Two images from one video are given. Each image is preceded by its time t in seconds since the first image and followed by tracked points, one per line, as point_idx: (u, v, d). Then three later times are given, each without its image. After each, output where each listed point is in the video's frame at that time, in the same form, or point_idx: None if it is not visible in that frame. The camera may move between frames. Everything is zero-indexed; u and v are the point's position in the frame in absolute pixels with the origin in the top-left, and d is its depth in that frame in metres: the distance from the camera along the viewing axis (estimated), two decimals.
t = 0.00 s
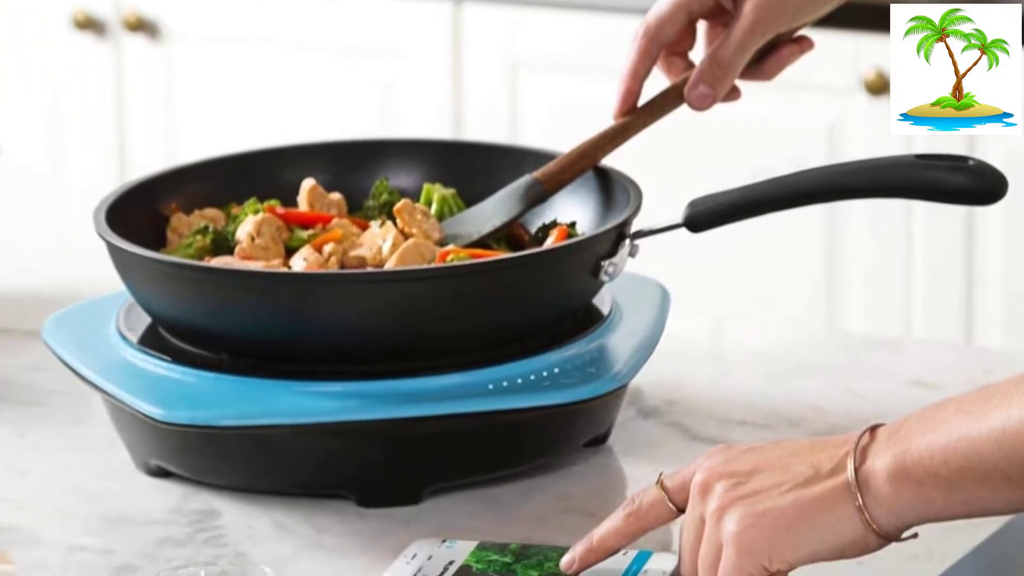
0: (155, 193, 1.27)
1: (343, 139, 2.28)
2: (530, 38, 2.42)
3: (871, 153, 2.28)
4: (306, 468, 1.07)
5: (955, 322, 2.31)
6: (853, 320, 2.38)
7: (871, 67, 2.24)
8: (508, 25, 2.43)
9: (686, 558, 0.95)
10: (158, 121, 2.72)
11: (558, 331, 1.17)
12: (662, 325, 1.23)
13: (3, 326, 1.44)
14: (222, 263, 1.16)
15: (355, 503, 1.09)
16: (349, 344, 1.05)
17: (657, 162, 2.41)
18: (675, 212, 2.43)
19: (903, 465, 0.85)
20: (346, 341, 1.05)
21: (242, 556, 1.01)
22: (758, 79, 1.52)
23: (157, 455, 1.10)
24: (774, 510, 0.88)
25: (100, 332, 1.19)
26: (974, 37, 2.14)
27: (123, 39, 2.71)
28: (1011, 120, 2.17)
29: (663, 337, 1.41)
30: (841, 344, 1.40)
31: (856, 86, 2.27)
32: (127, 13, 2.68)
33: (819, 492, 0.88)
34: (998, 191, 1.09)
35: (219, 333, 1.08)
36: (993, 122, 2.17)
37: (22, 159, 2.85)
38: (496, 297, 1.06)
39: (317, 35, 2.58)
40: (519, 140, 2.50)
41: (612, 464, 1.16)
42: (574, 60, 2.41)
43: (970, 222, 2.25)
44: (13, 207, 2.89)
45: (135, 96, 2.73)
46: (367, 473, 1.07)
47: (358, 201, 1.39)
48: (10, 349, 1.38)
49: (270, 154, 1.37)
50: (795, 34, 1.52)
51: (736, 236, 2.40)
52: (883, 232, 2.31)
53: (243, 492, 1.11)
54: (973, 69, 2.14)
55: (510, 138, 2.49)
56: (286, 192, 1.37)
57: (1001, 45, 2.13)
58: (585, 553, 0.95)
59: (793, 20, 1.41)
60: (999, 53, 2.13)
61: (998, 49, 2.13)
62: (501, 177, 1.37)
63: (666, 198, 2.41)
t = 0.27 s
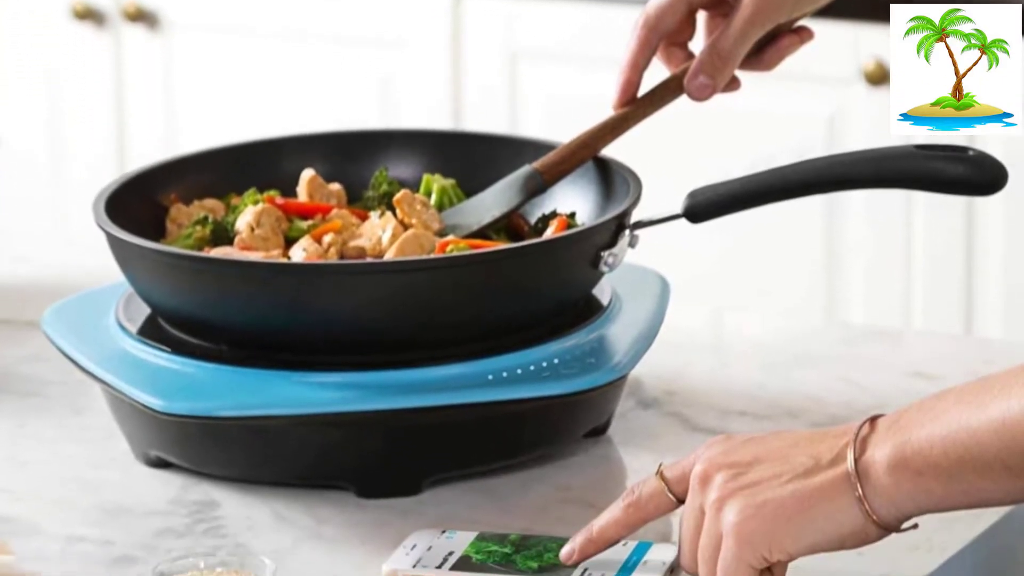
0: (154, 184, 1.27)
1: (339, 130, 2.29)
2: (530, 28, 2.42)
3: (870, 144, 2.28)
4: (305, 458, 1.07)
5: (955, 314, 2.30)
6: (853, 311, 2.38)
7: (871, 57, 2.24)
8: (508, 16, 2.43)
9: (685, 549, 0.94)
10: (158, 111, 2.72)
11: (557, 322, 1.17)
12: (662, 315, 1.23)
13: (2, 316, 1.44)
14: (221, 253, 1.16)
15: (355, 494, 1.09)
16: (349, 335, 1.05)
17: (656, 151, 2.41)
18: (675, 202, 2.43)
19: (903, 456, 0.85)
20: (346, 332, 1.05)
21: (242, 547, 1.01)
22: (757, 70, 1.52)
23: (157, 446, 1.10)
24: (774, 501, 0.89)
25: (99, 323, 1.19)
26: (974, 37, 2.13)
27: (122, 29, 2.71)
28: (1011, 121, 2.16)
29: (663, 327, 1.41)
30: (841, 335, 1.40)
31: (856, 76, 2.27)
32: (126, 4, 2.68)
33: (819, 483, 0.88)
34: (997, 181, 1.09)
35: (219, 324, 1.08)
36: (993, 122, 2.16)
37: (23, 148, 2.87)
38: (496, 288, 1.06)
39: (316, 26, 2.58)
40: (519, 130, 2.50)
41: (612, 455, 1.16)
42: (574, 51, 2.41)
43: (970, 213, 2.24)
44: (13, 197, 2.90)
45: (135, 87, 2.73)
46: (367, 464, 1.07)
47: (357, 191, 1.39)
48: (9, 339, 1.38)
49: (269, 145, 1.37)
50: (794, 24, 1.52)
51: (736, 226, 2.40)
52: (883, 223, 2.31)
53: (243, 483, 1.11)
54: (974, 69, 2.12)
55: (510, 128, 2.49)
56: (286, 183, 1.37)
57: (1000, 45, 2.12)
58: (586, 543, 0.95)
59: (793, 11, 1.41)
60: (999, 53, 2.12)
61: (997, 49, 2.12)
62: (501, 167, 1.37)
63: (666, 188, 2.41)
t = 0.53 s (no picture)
0: (154, 174, 1.27)
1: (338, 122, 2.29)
2: (530, 19, 2.42)
3: (871, 135, 2.27)
4: (304, 449, 1.07)
5: (955, 305, 2.30)
6: (852, 301, 2.38)
7: (871, 48, 2.24)
8: (509, 7, 2.43)
9: (685, 541, 0.94)
10: (158, 103, 2.72)
11: (556, 313, 1.17)
12: (661, 306, 1.23)
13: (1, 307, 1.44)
14: (221, 244, 1.16)
15: (354, 485, 1.09)
16: (348, 325, 1.05)
17: (656, 142, 2.41)
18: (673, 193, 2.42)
19: (903, 447, 0.85)
20: (345, 322, 1.05)
21: (241, 538, 1.01)
22: (758, 61, 1.51)
23: (156, 437, 1.11)
24: (773, 492, 0.89)
25: (99, 313, 1.19)
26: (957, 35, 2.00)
27: (122, 21, 2.70)
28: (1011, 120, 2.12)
29: (662, 318, 1.41)
30: (841, 326, 1.40)
31: (855, 68, 2.27)
32: None
33: (818, 474, 0.88)
34: (998, 173, 1.09)
35: (218, 315, 1.08)
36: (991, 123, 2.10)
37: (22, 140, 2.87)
38: (495, 279, 1.06)
39: (315, 17, 2.57)
40: (518, 121, 2.50)
41: (611, 446, 1.16)
42: (574, 42, 2.40)
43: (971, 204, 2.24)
44: (13, 189, 2.90)
45: (134, 77, 2.73)
46: (366, 455, 1.07)
47: (357, 181, 1.39)
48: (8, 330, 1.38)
49: (269, 135, 1.36)
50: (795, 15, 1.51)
51: (736, 217, 2.40)
52: (883, 214, 2.31)
53: (241, 474, 1.11)
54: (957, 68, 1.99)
55: (510, 119, 2.49)
56: (285, 173, 1.37)
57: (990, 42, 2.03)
58: (585, 534, 0.95)
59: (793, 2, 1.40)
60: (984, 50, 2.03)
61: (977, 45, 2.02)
62: (502, 158, 1.36)
63: (665, 178, 2.41)
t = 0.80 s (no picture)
0: (153, 166, 1.27)
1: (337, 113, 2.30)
2: (530, 11, 2.42)
3: (871, 127, 2.27)
4: (304, 441, 1.07)
5: (955, 295, 2.29)
6: (851, 293, 2.38)
7: (871, 40, 2.24)
8: None
9: (684, 531, 0.94)
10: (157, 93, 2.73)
11: (556, 304, 1.17)
12: (661, 298, 1.23)
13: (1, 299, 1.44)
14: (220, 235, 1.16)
15: (354, 477, 1.09)
16: (348, 317, 1.05)
17: (656, 134, 2.41)
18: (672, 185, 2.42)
19: (903, 438, 0.85)
20: (345, 313, 1.05)
21: (241, 529, 1.01)
22: (758, 52, 1.51)
23: (156, 428, 1.11)
24: (773, 483, 0.89)
25: (99, 305, 1.19)
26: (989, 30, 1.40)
27: (121, 12, 2.71)
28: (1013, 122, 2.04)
29: (662, 309, 1.41)
30: (840, 317, 1.40)
31: (856, 59, 2.26)
32: None
33: (818, 466, 0.88)
34: (997, 164, 1.09)
35: (218, 306, 1.08)
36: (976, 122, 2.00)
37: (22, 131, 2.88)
38: (495, 270, 1.06)
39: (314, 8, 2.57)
40: (518, 113, 2.50)
41: (610, 437, 1.16)
42: (574, 34, 2.41)
43: (971, 195, 2.24)
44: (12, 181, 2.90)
45: (134, 68, 2.74)
46: (366, 446, 1.07)
47: (357, 173, 1.39)
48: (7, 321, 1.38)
49: (269, 127, 1.36)
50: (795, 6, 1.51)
51: (735, 208, 2.40)
52: (883, 205, 2.31)
53: (241, 465, 1.11)
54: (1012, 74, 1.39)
55: (509, 111, 2.49)
56: (285, 165, 1.37)
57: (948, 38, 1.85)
58: (585, 525, 0.95)
59: None
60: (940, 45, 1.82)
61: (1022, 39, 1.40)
62: (502, 149, 1.36)
63: (664, 169, 2.41)
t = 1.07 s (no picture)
0: (152, 158, 1.27)
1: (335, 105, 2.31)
2: (529, 3, 2.43)
3: (871, 119, 2.27)
4: (304, 432, 1.07)
5: (954, 285, 2.29)
6: (851, 284, 2.38)
7: (871, 31, 2.23)
8: None
9: (684, 523, 0.94)
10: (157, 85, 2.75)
11: (555, 296, 1.17)
12: (661, 289, 1.23)
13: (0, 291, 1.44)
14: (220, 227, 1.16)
15: (354, 468, 1.09)
16: (348, 308, 1.05)
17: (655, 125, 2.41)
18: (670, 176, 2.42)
19: (903, 430, 0.85)
20: (345, 305, 1.05)
21: (241, 521, 1.01)
22: (758, 44, 1.50)
23: (155, 420, 1.11)
24: (773, 475, 0.89)
25: (98, 296, 1.19)
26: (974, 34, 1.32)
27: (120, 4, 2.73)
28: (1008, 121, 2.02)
29: (662, 301, 1.41)
30: (841, 309, 1.40)
31: (855, 51, 2.26)
32: None
33: (818, 457, 0.88)
34: (996, 156, 1.09)
35: (217, 298, 1.08)
36: None
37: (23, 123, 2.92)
38: (495, 262, 1.06)
39: None
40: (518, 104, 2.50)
41: (610, 428, 1.16)
42: (573, 25, 2.41)
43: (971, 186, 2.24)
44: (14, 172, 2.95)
45: (134, 59, 2.76)
46: (366, 438, 1.07)
47: (356, 164, 1.39)
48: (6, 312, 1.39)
49: (268, 118, 1.36)
50: None
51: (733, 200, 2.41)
52: (883, 196, 2.31)
53: (241, 457, 1.11)
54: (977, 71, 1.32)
55: (508, 101, 2.49)
56: (285, 156, 1.37)
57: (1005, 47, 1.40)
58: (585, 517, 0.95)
59: None
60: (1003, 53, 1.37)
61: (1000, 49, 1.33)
62: (501, 141, 1.36)
63: (663, 160, 2.41)
